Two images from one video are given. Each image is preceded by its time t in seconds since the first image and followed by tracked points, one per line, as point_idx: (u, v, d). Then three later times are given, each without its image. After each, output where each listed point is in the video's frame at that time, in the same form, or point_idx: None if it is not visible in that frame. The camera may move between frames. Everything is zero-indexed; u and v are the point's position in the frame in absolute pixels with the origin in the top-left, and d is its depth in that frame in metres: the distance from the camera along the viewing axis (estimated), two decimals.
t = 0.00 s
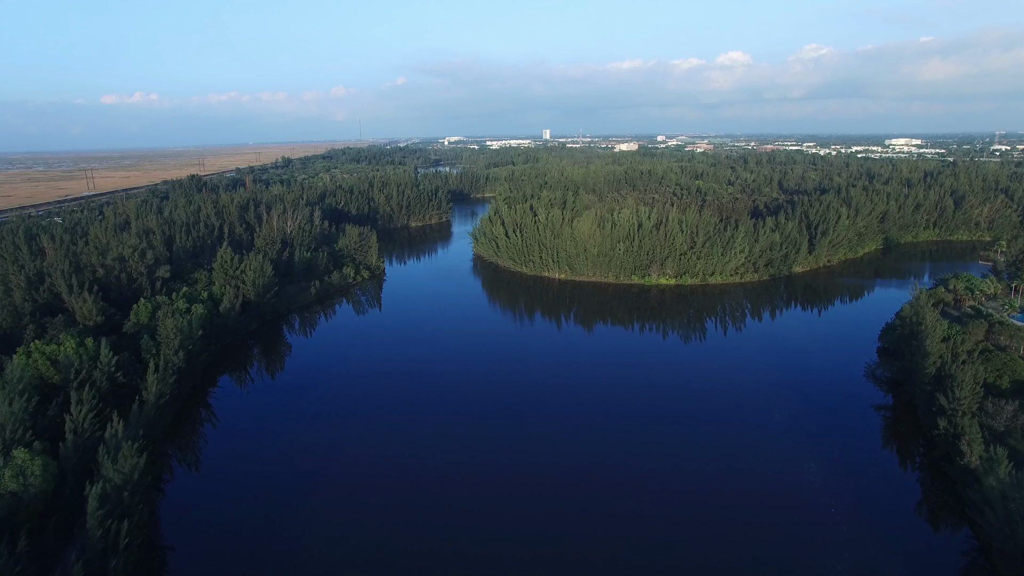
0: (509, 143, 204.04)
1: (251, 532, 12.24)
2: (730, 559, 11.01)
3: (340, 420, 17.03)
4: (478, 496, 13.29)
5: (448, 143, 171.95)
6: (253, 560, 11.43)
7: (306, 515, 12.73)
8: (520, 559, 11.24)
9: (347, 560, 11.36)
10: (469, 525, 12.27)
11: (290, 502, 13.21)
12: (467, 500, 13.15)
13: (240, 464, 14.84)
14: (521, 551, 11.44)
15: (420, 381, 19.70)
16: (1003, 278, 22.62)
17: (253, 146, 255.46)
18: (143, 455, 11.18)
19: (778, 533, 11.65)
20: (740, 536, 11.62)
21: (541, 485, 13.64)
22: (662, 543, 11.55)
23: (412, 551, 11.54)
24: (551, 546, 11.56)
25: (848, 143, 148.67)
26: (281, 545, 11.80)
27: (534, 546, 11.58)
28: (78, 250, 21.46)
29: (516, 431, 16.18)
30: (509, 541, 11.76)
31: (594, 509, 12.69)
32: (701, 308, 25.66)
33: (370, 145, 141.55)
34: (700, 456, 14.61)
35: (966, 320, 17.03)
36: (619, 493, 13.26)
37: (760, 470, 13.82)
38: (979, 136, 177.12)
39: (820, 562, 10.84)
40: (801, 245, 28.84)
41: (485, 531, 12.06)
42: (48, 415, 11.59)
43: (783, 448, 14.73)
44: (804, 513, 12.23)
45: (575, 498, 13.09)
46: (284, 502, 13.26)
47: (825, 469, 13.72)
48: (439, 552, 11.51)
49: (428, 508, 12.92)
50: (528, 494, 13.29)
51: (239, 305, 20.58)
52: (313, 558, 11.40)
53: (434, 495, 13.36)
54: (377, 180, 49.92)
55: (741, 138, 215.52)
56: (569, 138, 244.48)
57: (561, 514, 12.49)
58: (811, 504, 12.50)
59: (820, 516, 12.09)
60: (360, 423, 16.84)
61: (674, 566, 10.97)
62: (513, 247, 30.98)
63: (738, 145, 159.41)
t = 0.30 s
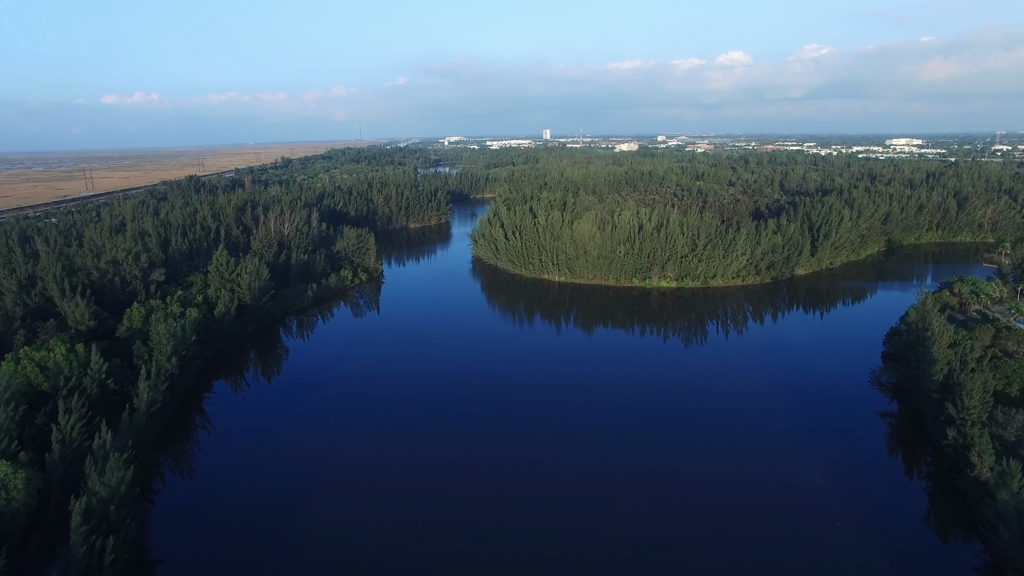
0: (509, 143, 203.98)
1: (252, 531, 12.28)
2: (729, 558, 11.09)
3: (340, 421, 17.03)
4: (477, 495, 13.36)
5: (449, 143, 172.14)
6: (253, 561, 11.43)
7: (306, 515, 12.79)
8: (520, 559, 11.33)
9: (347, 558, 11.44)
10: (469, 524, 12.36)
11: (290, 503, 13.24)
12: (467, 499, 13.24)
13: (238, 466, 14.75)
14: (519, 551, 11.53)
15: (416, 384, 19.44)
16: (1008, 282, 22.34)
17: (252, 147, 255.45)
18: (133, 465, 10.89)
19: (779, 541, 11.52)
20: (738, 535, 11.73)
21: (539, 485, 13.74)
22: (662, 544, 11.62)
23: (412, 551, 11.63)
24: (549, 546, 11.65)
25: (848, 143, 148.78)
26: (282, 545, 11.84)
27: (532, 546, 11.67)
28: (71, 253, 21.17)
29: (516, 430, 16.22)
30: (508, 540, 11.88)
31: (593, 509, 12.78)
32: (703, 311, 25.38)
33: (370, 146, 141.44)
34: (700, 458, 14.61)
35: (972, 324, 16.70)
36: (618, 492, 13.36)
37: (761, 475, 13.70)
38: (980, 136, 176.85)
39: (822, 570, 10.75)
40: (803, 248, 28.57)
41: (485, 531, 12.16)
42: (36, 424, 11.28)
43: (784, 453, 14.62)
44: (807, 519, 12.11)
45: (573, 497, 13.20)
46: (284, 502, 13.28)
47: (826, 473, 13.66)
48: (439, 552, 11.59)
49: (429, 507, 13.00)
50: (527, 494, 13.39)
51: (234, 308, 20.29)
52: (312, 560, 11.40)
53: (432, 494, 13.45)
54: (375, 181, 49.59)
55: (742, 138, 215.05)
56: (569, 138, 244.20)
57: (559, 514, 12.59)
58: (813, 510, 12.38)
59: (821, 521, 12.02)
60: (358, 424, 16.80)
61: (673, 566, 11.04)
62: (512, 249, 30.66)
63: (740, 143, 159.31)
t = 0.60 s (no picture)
0: (509, 143, 203.79)
1: (252, 531, 12.37)
2: (727, 556, 11.17)
3: (339, 421, 17.11)
4: (476, 495, 13.45)
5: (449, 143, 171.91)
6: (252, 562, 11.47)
7: (307, 514, 12.88)
8: (518, 557, 11.40)
9: (347, 559, 11.48)
10: (469, 523, 12.45)
11: (289, 503, 13.30)
12: (468, 499, 13.33)
13: (235, 469, 14.69)
14: (517, 550, 11.61)
15: (414, 388, 19.20)
16: (1014, 285, 22.06)
17: (252, 147, 255.22)
18: (121, 477, 10.64)
19: (783, 551, 11.24)
20: (737, 534, 11.78)
21: (538, 484, 13.85)
22: (661, 544, 11.64)
23: (414, 550, 11.72)
24: (548, 545, 11.71)
25: (848, 143, 148.58)
26: (282, 545, 11.90)
27: (531, 545, 11.74)
28: (65, 254, 20.89)
29: (516, 432, 16.30)
30: (507, 539, 11.96)
31: (592, 507, 12.89)
32: (705, 314, 25.12)
33: (370, 146, 141.19)
34: (698, 459, 14.64)
35: (979, 329, 16.44)
36: (617, 491, 13.45)
37: (763, 480, 13.51)
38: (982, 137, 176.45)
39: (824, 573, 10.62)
40: (806, 250, 28.31)
41: (484, 530, 12.23)
42: (23, 434, 11.03)
43: (786, 457, 14.39)
44: (811, 526, 11.86)
45: (572, 496, 13.31)
46: (283, 503, 13.32)
47: (827, 476, 13.50)
48: (439, 551, 11.66)
49: (429, 507, 13.06)
50: (525, 493, 13.49)
51: (229, 313, 20.02)
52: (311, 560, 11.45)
53: (431, 494, 13.55)
54: (374, 182, 49.27)
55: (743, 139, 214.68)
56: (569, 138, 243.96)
57: (558, 513, 12.68)
58: (817, 516, 12.12)
59: (822, 524, 11.89)
60: (358, 426, 16.85)
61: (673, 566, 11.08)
62: (512, 251, 30.39)
63: (740, 143, 159.08)
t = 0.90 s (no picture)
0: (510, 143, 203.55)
1: (251, 533, 12.30)
2: (728, 559, 11.12)
3: (338, 422, 17.00)
4: (476, 495, 13.39)
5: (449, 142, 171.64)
6: (250, 565, 11.39)
7: (306, 514, 12.83)
8: (519, 558, 11.35)
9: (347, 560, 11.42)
10: (468, 524, 12.39)
11: (289, 504, 13.22)
12: (467, 499, 13.27)
13: (231, 473, 14.51)
14: (517, 551, 11.55)
15: (412, 391, 18.97)
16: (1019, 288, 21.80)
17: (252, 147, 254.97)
18: (109, 489, 10.38)
19: (788, 563, 10.95)
20: (739, 536, 11.73)
21: (539, 484, 13.77)
22: (662, 545, 11.60)
23: (413, 551, 11.67)
24: (548, 546, 11.66)
25: (848, 143, 148.58)
26: (281, 547, 11.83)
27: (530, 545, 11.70)
28: (58, 257, 20.59)
29: (516, 433, 16.21)
30: (507, 540, 11.89)
31: (592, 507, 12.84)
32: (706, 317, 24.85)
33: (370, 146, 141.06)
34: (701, 461, 14.46)
35: (985, 334, 16.15)
36: (619, 491, 13.39)
37: (766, 485, 13.32)
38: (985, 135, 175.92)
39: None
40: (808, 253, 28.01)
41: (484, 530, 12.18)
42: (9, 445, 10.74)
43: (791, 464, 14.09)
44: (818, 537, 11.58)
45: (573, 496, 13.25)
46: (282, 504, 13.24)
47: (834, 485, 13.22)
48: (439, 552, 11.61)
49: (430, 507, 13.01)
50: (525, 494, 13.42)
51: (225, 317, 19.74)
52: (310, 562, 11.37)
53: (431, 494, 13.49)
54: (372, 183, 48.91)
55: (744, 138, 214.08)
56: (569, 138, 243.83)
57: (558, 514, 12.62)
58: (820, 522, 11.95)
59: (825, 530, 11.74)
60: (357, 428, 16.69)
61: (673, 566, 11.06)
62: (512, 254, 30.11)
63: (741, 142, 158.93)
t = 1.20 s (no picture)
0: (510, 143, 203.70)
1: (250, 535, 12.31)
2: (725, 558, 11.27)
3: (337, 422, 16.98)
4: (477, 496, 13.50)
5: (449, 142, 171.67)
6: (246, 569, 11.33)
7: (307, 514, 12.91)
8: (522, 558, 11.46)
9: (349, 559, 11.54)
10: (469, 523, 12.53)
11: (288, 505, 13.25)
12: (467, 500, 13.36)
13: (228, 476, 14.40)
14: (515, 551, 11.67)
15: (410, 393, 18.77)
16: None
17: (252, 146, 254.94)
18: (97, 502, 10.13)
19: (787, 568, 10.93)
20: (737, 537, 11.85)
21: (538, 485, 13.89)
22: (660, 546, 11.74)
23: (415, 550, 11.80)
24: (547, 546, 11.78)
25: (848, 142, 148.66)
26: (282, 547, 11.88)
27: (530, 545, 11.84)
28: (51, 261, 20.32)
29: (517, 433, 16.27)
30: (507, 540, 12.01)
31: (591, 507, 13.00)
32: (707, 321, 24.58)
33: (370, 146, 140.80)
34: (701, 466, 14.42)
35: (992, 339, 15.86)
36: (617, 492, 13.51)
37: (764, 489, 13.33)
38: (985, 136, 176.06)
39: None
40: (811, 256, 27.72)
41: (485, 530, 12.31)
42: None
43: (794, 472, 13.86)
44: (820, 547, 11.40)
45: (572, 497, 13.37)
46: (281, 504, 13.26)
47: (839, 494, 12.98)
48: (440, 551, 11.74)
49: (430, 507, 13.13)
50: (525, 494, 13.55)
51: (219, 322, 19.47)
52: (307, 565, 11.34)
53: (432, 494, 13.63)
54: (371, 184, 48.63)
55: (745, 138, 213.94)
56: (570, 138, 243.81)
57: (558, 514, 12.74)
58: (819, 527, 11.92)
59: (826, 538, 11.65)
60: (356, 429, 16.62)
61: (667, 563, 11.30)
62: (511, 257, 29.83)
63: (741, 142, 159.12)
